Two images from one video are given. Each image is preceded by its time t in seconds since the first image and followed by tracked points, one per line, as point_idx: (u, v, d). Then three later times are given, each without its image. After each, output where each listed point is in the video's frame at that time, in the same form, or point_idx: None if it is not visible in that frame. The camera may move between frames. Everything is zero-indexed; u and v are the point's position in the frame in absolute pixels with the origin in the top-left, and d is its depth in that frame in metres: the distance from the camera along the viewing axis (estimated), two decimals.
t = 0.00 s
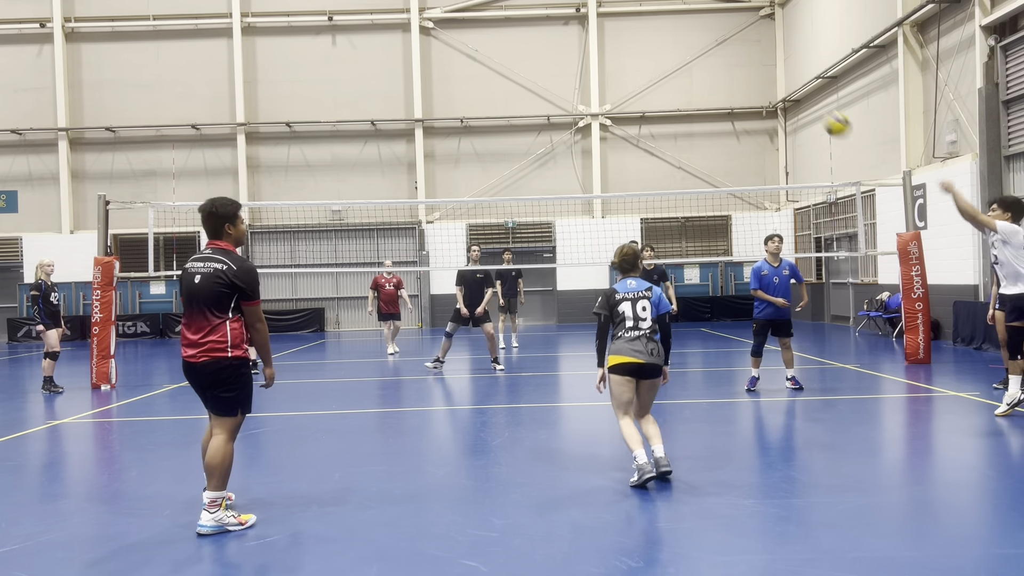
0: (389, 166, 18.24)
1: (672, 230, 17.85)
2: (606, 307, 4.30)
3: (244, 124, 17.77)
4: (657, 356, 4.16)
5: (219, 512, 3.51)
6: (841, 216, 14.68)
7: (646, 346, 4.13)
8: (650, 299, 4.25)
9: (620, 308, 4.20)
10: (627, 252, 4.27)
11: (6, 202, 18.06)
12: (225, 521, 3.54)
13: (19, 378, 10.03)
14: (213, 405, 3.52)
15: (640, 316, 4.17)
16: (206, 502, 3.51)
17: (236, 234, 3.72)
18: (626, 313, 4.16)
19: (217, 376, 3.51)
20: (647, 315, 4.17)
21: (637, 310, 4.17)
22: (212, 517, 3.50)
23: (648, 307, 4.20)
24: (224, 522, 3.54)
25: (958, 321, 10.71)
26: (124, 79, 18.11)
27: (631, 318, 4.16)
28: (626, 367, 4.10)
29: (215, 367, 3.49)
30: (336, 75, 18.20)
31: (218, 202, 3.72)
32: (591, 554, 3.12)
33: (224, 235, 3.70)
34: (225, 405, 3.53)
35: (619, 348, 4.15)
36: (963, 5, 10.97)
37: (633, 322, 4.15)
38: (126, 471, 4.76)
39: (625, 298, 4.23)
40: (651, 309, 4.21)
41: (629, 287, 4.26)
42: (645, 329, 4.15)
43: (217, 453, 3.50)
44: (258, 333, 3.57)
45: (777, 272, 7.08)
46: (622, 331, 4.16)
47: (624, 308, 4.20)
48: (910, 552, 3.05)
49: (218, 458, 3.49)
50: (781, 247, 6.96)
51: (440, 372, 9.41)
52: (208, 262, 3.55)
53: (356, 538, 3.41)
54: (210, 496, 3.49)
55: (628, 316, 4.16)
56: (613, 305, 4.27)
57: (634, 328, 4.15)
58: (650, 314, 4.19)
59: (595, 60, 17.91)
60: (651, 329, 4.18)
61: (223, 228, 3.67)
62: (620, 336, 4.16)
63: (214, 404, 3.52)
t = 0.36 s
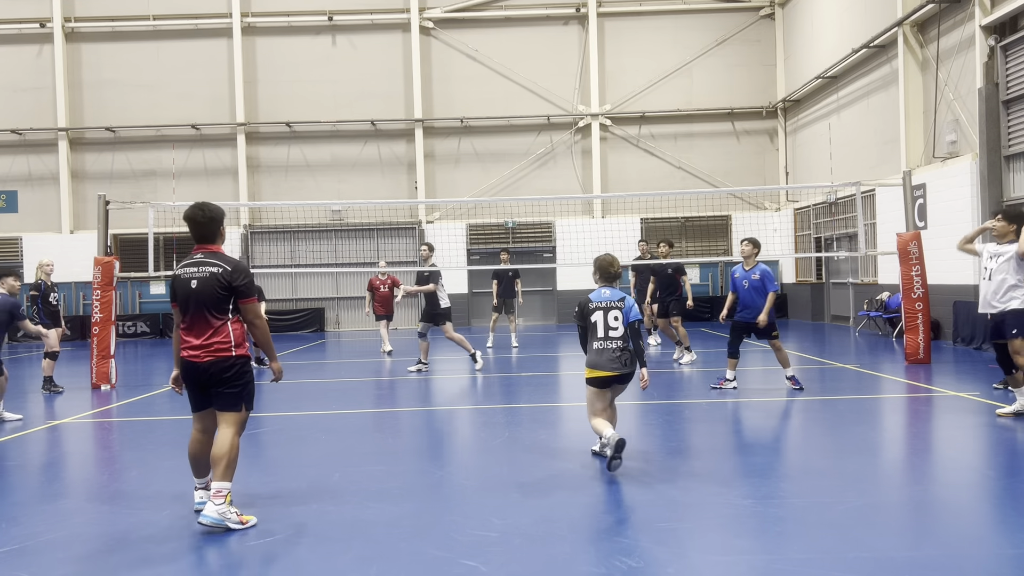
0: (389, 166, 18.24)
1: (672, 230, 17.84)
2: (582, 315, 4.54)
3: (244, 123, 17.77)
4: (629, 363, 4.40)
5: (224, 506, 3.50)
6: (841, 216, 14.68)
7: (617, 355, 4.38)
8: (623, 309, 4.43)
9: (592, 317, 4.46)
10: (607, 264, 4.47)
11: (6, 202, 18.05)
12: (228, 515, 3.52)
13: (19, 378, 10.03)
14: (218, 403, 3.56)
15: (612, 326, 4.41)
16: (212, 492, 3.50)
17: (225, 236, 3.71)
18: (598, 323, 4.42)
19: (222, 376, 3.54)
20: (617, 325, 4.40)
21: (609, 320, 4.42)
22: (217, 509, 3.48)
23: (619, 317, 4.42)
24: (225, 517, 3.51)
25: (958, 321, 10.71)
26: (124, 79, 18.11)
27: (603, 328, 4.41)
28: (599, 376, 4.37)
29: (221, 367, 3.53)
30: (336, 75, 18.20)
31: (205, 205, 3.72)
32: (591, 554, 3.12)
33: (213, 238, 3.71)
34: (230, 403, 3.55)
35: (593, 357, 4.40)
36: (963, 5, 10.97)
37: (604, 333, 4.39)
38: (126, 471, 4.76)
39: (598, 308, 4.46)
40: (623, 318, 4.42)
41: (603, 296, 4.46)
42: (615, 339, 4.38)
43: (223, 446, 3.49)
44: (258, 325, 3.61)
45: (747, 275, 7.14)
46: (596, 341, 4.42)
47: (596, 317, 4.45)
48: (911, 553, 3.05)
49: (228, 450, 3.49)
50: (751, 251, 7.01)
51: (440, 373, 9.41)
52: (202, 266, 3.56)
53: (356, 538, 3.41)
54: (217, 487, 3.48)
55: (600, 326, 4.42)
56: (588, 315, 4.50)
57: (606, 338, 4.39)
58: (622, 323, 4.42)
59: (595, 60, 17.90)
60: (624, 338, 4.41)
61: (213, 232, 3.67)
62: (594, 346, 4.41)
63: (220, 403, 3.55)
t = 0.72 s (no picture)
0: (389, 166, 18.24)
1: (672, 230, 17.85)
2: (567, 298, 4.44)
3: (244, 124, 17.77)
4: (615, 348, 4.44)
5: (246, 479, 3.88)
6: (841, 216, 14.68)
7: (607, 339, 4.39)
8: (610, 293, 4.48)
9: (583, 301, 4.41)
10: (593, 246, 4.46)
11: (6, 203, 18.06)
12: (250, 486, 3.90)
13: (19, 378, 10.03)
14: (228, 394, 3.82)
15: (601, 309, 4.42)
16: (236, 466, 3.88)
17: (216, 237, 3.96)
18: (590, 307, 4.39)
19: (230, 367, 3.81)
20: (607, 309, 4.43)
21: (599, 304, 4.42)
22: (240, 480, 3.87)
23: (608, 301, 4.45)
24: (248, 488, 3.89)
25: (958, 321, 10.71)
26: (124, 78, 18.11)
27: (594, 312, 4.40)
28: (588, 358, 4.36)
29: (229, 358, 3.80)
30: (336, 75, 18.20)
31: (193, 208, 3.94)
32: (591, 554, 3.11)
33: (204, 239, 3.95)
34: (240, 392, 3.85)
35: (582, 340, 4.36)
36: (963, 5, 10.97)
37: (595, 317, 4.38)
38: (126, 471, 4.76)
39: (588, 292, 4.43)
40: (611, 303, 4.46)
41: (592, 280, 4.45)
42: (606, 323, 4.39)
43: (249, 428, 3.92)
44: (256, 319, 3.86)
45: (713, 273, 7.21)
46: (586, 324, 4.38)
47: (587, 301, 4.41)
48: (910, 553, 3.05)
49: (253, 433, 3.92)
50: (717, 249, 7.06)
51: (440, 373, 9.41)
52: (201, 265, 3.80)
53: (355, 538, 3.41)
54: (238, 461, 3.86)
55: (591, 310, 4.40)
56: (577, 298, 4.42)
57: (596, 322, 4.38)
58: (610, 307, 4.45)
59: (595, 60, 17.90)
60: (610, 323, 4.43)
61: (204, 235, 3.93)
62: (584, 329, 4.37)
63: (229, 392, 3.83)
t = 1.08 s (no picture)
0: (389, 166, 18.23)
1: (672, 230, 17.85)
2: (562, 298, 4.44)
3: (244, 124, 17.77)
4: (610, 346, 4.45)
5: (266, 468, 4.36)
6: (841, 216, 14.69)
7: (603, 337, 4.39)
8: (604, 291, 4.49)
9: (579, 300, 4.41)
10: (585, 245, 4.48)
11: (6, 203, 18.05)
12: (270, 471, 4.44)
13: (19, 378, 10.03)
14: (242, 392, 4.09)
15: (596, 308, 4.42)
16: (256, 459, 4.35)
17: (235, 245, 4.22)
18: (586, 305, 4.39)
19: (246, 366, 4.08)
20: (602, 306, 4.44)
21: (594, 302, 4.42)
22: (263, 471, 4.36)
23: (603, 299, 4.46)
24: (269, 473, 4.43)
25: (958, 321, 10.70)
26: (124, 78, 18.11)
27: (590, 311, 4.40)
28: (584, 357, 4.35)
29: (246, 359, 4.06)
30: (336, 75, 18.20)
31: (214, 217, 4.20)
32: (591, 555, 3.11)
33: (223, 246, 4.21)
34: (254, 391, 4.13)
35: (579, 339, 4.36)
36: (963, 5, 10.97)
37: (590, 316, 4.38)
38: (125, 471, 4.76)
39: (583, 290, 4.43)
40: (605, 301, 4.47)
41: (585, 279, 4.46)
42: (601, 321, 4.40)
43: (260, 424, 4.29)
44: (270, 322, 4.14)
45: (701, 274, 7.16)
46: (582, 323, 4.38)
47: (582, 300, 4.41)
48: (910, 553, 3.05)
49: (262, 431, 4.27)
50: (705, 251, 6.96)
51: (440, 373, 9.41)
52: (224, 270, 4.06)
53: (355, 538, 3.41)
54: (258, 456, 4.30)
55: (586, 308, 4.40)
56: (572, 297, 4.43)
57: (592, 321, 4.38)
58: (604, 305, 4.46)
59: (595, 61, 17.90)
60: (605, 321, 4.44)
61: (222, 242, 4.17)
62: (580, 327, 4.37)
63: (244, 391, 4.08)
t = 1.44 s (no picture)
0: (389, 166, 18.24)
1: (672, 230, 17.85)
2: (564, 298, 4.43)
3: (244, 124, 17.77)
4: (610, 345, 4.46)
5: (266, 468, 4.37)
6: (841, 216, 14.69)
7: (604, 337, 4.41)
8: (604, 290, 4.49)
9: (580, 301, 4.40)
10: (585, 245, 4.47)
11: (6, 202, 18.05)
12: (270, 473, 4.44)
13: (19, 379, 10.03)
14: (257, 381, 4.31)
15: (597, 308, 4.42)
16: (257, 458, 4.35)
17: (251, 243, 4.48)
18: (587, 306, 4.39)
19: (262, 357, 4.35)
20: (603, 306, 4.44)
21: (595, 303, 4.42)
22: (263, 471, 4.36)
23: (603, 299, 4.45)
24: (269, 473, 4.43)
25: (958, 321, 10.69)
26: (125, 78, 18.11)
27: (591, 312, 4.39)
28: (586, 356, 4.36)
29: (263, 351, 4.34)
30: (336, 75, 18.20)
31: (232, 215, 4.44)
32: (591, 554, 3.11)
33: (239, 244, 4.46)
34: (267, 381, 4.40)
35: (580, 339, 4.36)
36: (963, 5, 10.97)
37: (591, 316, 4.38)
38: (126, 471, 4.76)
39: (583, 291, 4.43)
40: (606, 300, 4.47)
41: (586, 279, 4.45)
42: (602, 321, 4.41)
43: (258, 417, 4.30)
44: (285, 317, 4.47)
45: (682, 275, 6.85)
46: (583, 323, 4.38)
47: (583, 301, 4.40)
48: (909, 552, 3.06)
49: (265, 423, 4.32)
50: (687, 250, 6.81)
51: (440, 373, 9.41)
52: (245, 266, 4.33)
53: (356, 538, 3.41)
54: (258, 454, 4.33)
55: (587, 309, 4.39)
56: (574, 298, 4.42)
57: (593, 321, 4.39)
58: (605, 305, 4.46)
59: (595, 61, 17.90)
60: (606, 321, 4.44)
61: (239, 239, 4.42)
62: (581, 327, 4.37)
63: (258, 380, 4.32)
